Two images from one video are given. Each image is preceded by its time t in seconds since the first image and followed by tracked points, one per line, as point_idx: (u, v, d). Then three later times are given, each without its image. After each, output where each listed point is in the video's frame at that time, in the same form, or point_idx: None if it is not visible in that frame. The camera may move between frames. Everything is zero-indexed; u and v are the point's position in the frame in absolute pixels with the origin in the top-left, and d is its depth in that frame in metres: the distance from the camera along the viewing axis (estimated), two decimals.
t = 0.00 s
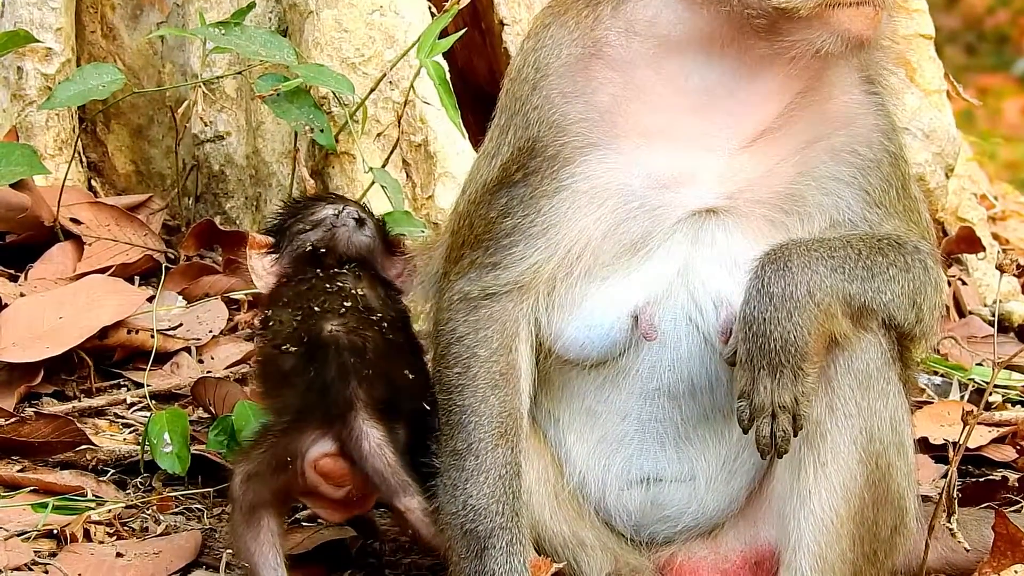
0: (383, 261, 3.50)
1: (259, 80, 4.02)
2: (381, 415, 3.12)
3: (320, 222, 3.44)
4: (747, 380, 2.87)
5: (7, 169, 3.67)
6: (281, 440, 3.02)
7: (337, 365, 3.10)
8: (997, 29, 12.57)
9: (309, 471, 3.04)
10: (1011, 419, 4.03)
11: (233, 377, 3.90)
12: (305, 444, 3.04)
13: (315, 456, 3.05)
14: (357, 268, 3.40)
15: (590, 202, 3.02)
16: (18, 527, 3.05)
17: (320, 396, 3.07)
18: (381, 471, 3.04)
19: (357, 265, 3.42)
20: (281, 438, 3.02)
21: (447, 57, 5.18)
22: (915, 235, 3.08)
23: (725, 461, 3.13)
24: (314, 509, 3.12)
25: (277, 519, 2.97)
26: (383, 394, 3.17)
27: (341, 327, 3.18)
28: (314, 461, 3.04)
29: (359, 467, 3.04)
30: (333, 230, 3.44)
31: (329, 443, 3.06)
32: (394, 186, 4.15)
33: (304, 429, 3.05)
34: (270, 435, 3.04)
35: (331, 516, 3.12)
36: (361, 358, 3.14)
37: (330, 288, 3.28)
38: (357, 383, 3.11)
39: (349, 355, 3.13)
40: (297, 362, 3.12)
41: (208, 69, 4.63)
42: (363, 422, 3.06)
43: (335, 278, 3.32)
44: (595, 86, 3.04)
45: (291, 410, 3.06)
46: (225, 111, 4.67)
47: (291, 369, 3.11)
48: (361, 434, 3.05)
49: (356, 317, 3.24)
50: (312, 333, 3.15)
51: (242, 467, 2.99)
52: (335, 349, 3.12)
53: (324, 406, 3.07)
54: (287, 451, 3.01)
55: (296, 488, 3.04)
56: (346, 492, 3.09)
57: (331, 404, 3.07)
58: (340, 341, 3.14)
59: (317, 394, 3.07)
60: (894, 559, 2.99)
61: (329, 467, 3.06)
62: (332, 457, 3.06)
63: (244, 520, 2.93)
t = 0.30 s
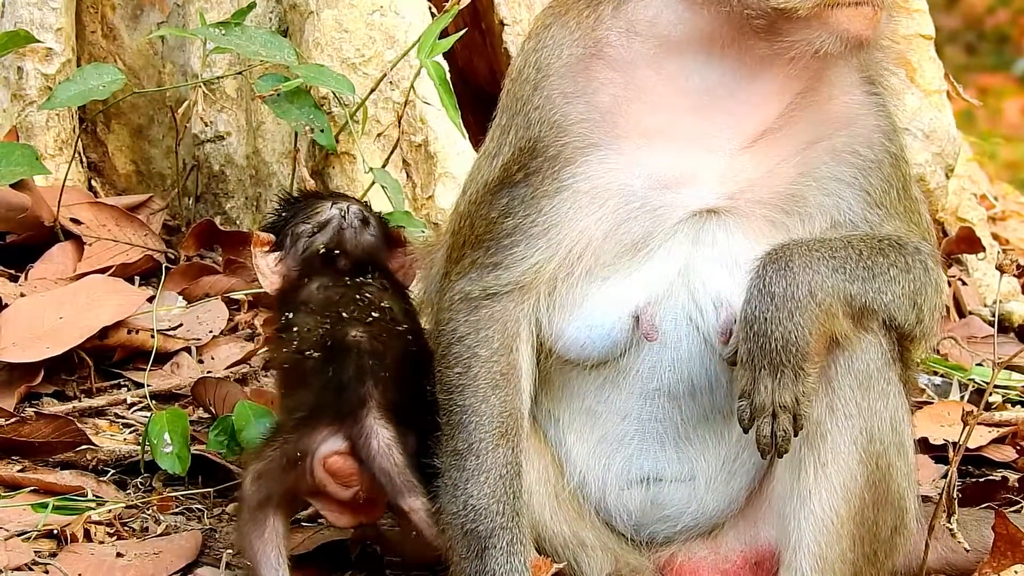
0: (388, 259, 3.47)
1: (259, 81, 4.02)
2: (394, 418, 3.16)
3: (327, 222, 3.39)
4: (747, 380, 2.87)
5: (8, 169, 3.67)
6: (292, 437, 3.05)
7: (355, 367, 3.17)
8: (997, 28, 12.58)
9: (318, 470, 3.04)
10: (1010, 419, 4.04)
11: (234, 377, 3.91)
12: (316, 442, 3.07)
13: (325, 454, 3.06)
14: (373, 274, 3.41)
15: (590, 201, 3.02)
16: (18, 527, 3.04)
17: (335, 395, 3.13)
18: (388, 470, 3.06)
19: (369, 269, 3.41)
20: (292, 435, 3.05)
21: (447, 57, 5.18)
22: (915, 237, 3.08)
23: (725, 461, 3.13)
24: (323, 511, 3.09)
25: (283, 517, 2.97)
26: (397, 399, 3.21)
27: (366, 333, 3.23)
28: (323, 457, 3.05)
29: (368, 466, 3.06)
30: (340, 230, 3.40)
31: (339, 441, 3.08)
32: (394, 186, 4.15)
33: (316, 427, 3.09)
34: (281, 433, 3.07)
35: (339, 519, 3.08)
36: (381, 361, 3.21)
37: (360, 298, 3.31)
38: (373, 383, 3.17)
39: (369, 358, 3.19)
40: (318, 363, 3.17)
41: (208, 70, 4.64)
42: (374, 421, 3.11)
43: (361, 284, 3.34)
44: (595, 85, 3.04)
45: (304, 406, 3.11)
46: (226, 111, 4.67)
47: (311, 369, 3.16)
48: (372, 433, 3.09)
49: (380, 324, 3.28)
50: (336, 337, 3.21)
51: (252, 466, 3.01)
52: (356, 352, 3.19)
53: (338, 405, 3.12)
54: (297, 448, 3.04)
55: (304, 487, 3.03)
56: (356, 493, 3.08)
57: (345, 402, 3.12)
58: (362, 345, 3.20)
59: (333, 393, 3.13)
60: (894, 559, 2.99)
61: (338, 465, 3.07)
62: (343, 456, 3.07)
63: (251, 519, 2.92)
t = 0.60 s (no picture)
0: (385, 269, 3.44)
1: (258, 80, 3.98)
2: (402, 422, 3.18)
3: (325, 232, 3.34)
4: (749, 378, 2.86)
5: (7, 168, 3.67)
6: (299, 439, 3.09)
7: (364, 368, 3.19)
8: (997, 28, 12.60)
9: (324, 472, 3.07)
10: (1009, 419, 4.04)
11: (233, 377, 3.92)
12: (322, 444, 3.10)
13: (330, 456, 3.08)
14: (372, 285, 3.39)
15: (598, 195, 3.03)
16: (17, 528, 3.04)
17: (344, 396, 3.15)
18: (393, 471, 3.08)
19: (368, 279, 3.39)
20: (299, 437, 3.09)
21: (447, 57, 5.19)
22: (922, 239, 3.06)
23: (727, 460, 3.13)
24: (325, 515, 3.09)
25: (285, 516, 2.98)
26: (404, 404, 3.24)
27: (375, 336, 3.24)
28: (329, 460, 3.08)
29: (374, 469, 3.09)
30: (338, 240, 3.35)
31: (346, 444, 3.11)
32: (393, 182, 4.13)
33: (323, 429, 3.12)
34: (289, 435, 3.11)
35: (342, 522, 3.08)
36: (390, 364, 3.23)
37: (369, 306, 3.31)
38: (382, 386, 3.19)
39: (378, 361, 3.21)
40: (326, 366, 3.17)
41: (207, 70, 4.64)
42: (381, 423, 3.13)
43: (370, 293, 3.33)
44: (599, 80, 3.05)
45: (312, 408, 3.13)
46: (225, 111, 4.68)
47: (319, 373, 3.16)
48: (378, 435, 3.11)
49: (390, 329, 3.29)
50: (346, 339, 3.20)
51: (258, 466, 3.04)
52: (366, 354, 3.19)
53: (345, 406, 3.15)
54: (303, 449, 3.07)
55: (308, 489, 3.06)
56: (360, 496, 3.09)
57: (353, 403, 3.15)
58: (371, 348, 3.21)
59: (340, 395, 3.15)
60: (893, 561, 2.99)
61: (344, 468, 3.09)
62: (349, 459, 3.10)
63: (253, 521, 2.93)
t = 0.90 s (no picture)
0: (381, 276, 3.25)
1: (259, 82, 4.02)
2: (397, 428, 3.13)
3: (317, 267, 3.13)
4: (750, 383, 2.86)
5: (7, 170, 3.67)
6: (295, 443, 3.03)
7: (358, 373, 3.09)
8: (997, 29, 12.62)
9: (320, 477, 3.04)
10: (1009, 422, 4.05)
11: (233, 379, 3.92)
12: (318, 450, 3.05)
13: (326, 462, 3.05)
14: (365, 295, 3.21)
15: (595, 196, 3.03)
16: (17, 529, 3.04)
17: (338, 401, 3.07)
18: (389, 478, 3.05)
19: (360, 287, 3.20)
20: (295, 442, 3.03)
21: (447, 59, 5.19)
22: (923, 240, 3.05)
23: (730, 463, 3.14)
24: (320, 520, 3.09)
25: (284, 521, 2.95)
26: (399, 409, 3.17)
27: (368, 341, 3.14)
28: (325, 467, 3.04)
29: (369, 475, 3.06)
30: (330, 270, 3.14)
31: (342, 450, 3.07)
32: (393, 185, 4.15)
33: (318, 436, 3.06)
34: (283, 439, 3.04)
35: (336, 527, 3.08)
36: (384, 369, 3.14)
37: (360, 311, 3.17)
38: (376, 392, 3.11)
39: (372, 366, 3.12)
40: (320, 372, 3.07)
41: (207, 71, 4.64)
42: (377, 430, 3.08)
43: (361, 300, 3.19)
44: (590, 78, 3.07)
45: (307, 414, 3.04)
46: (225, 113, 4.67)
47: (313, 379, 3.06)
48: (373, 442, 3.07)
49: (383, 333, 3.19)
50: (339, 344, 3.10)
51: (253, 470, 2.99)
52: (360, 359, 3.10)
53: (339, 411, 3.07)
54: (299, 455, 3.02)
55: (304, 494, 3.04)
56: (355, 502, 3.09)
57: (348, 409, 3.08)
58: (365, 353, 3.12)
59: (335, 400, 3.06)
60: (893, 564, 2.99)
61: (339, 474, 3.07)
62: (344, 465, 3.07)
63: (253, 524, 2.90)
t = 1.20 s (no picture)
0: (366, 273, 3.24)
1: (258, 84, 4.02)
2: (391, 430, 3.10)
3: (292, 262, 3.12)
4: (751, 389, 2.85)
5: (7, 173, 3.67)
6: (287, 449, 3.00)
7: (349, 379, 3.06)
8: (996, 32, 12.65)
9: (312, 482, 2.99)
10: (1008, 425, 4.05)
11: (232, 382, 3.91)
12: (310, 455, 3.01)
13: (318, 467, 3.00)
14: (351, 294, 3.19)
15: (592, 198, 3.02)
16: (16, 532, 3.03)
17: (329, 406, 3.04)
18: (384, 482, 3.04)
19: (347, 288, 3.19)
20: (286, 447, 3.00)
21: (447, 62, 5.19)
22: (921, 242, 3.05)
23: (728, 467, 3.14)
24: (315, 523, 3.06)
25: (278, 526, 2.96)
26: (392, 411, 3.14)
27: (358, 344, 3.10)
28: (317, 471, 3.00)
29: (363, 479, 3.03)
30: (307, 265, 3.13)
31: (334, 454, 3.03)
32: (393, 188, 4.15)
33: (310, 441, 3.03)
34: (275, 443, 3.02)
35: (330, 530, 3.05)
36: (376, 373, 3.11)
37: (348, 313, 3.15)
38: (368, 395, 3.09)
39: (363, 371, 3.08)
40: (310, 374, 3.03)
41: (207, 74, 4.64)
42: (369, 433, 3.06)
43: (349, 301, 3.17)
44: (574, 81, 3.08)
45: (298, 418, 3.01)
46: (225, 115, 4.66)
47: (302, 381, 3.02)
48: (368, 446, 3.04)
49: (373, 337, 3.15)
50: (328, 347, 3.06)
51: (244, 476, 2.97)
52: (351, 363, 3.07)
53: (331, 417, 3.04)
54: (291, 460, 3.00)
55: (297, 498, 3.01)
56: (349, 506, 3.04)
57: (340, 414, 3.04)
58: (356, 358, 3.08)
59: (326, 404, 3.03)
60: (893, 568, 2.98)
61: (332, 479, 3.01)
62: (337, 469, 3.02)
63: (247, 529, 2.90)
